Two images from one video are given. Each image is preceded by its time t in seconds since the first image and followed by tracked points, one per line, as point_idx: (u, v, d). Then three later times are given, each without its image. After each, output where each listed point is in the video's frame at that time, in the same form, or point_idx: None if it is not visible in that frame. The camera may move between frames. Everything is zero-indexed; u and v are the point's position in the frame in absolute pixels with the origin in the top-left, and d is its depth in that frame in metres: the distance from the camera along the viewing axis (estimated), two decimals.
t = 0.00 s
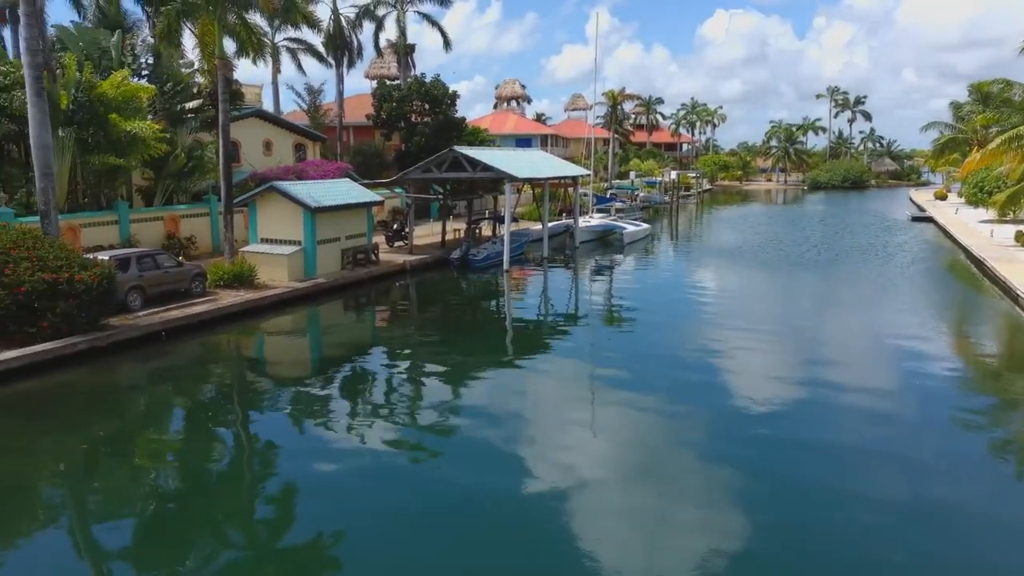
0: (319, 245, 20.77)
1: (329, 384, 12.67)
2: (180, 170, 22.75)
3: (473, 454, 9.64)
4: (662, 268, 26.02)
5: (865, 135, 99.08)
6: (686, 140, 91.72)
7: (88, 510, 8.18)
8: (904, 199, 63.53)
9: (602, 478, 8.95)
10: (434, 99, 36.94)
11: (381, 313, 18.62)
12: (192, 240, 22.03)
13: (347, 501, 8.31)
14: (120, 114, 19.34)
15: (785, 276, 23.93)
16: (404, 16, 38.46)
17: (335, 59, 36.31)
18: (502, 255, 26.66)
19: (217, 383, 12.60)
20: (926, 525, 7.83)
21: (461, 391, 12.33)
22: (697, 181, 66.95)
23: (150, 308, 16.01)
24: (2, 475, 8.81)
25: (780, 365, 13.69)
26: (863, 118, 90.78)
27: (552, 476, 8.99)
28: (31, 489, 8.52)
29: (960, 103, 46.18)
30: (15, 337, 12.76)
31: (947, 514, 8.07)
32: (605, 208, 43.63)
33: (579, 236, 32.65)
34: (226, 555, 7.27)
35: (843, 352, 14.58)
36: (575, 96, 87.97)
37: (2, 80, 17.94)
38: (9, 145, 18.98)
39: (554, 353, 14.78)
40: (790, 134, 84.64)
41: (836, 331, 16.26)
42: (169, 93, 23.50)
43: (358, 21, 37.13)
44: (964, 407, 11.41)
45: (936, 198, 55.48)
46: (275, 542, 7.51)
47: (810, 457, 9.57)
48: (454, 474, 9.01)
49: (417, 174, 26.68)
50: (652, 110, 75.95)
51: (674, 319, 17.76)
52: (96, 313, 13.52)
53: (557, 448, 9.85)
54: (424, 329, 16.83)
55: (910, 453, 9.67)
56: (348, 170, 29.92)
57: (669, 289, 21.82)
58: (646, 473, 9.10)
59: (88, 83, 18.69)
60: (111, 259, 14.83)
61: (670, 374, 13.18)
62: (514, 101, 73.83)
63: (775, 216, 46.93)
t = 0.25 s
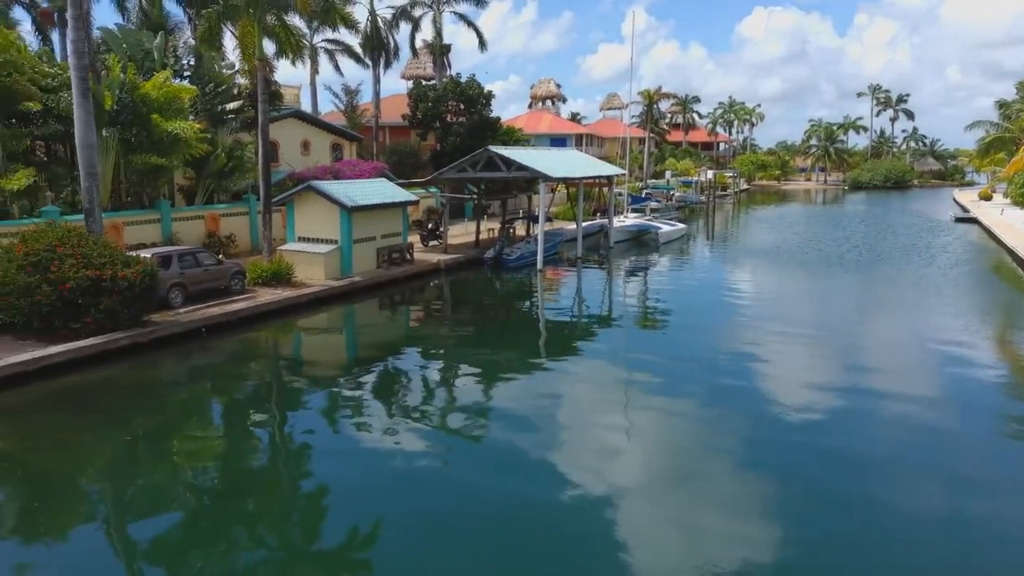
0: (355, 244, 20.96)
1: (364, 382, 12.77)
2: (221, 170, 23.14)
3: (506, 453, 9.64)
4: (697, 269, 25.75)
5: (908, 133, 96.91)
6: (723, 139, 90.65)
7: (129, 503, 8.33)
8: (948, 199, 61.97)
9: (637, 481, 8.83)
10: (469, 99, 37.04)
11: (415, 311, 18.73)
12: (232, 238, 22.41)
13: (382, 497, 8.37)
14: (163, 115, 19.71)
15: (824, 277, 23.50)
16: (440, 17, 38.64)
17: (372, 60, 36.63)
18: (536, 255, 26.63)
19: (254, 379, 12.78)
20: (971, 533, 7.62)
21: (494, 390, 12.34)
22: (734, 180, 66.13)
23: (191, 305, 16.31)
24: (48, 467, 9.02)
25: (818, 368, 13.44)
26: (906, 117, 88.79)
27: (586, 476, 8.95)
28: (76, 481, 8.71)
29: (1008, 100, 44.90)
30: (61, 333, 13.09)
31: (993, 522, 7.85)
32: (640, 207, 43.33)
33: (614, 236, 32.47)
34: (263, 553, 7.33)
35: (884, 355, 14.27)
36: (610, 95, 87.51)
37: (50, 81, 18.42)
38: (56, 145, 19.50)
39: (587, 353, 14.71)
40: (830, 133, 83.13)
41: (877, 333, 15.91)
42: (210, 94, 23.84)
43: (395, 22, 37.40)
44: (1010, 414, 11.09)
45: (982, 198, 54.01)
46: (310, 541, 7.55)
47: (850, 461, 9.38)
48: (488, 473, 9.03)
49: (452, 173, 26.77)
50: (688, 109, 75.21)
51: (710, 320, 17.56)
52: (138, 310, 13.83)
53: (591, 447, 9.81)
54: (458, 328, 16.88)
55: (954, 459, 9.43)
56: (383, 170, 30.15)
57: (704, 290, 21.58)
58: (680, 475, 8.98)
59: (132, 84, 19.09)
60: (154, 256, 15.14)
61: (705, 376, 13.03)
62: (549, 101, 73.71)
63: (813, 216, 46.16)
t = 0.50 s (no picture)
0: (389, 243, 21.13)
1: (397, 379, 12.88)
2: (257, 169, 23.49)
3: (538, 452, 9.66)
4: (732, 269, 25.48)
5: (950, 132, 94.74)
6: (759, 137, 89.47)
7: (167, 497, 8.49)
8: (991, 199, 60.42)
9: (668, 483, 8.77)
10: (502, 98, 37.10)
11: (447, 310, 18.84)
12: (268, 236, 22.76)
13: (415, 494, 8.46)
14: (202, 115, 20.07)
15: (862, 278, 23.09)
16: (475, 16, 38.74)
17: (407, 60, 36.88)
18: (568, 255, 26.58)
19: (289, 376, 12.96)
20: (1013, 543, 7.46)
21: (526, 389, 12.36)
22: (770, 180, 65.25)
23: (228, 302, 16.59)
24: (89, 460, 9.24)
25: (855, 371, 13.22)
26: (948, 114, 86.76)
27: (618, 476, 8.93)
28: (116, 474, 8.90)
29: None
30: (102, 328, 13.41)
31: None
32: (673, 207, 43.00)
33: (647, 236, 32.27)
34: (297, 549, 7.43)
35: (923, 359, 13.99)
36: (644, 94, 86.89)
37: (93, 82, 18.86)
38: (98, 144, 19.97)
39: (619, 353, 14.65)
40: (869, 131, 81.57)
41: (916, 336, 15.59)
42: (248, 95, 24.22)
43: (429, 22, 37.60)
44: None
45: None
46: (343, 538, 7.64)
47: (886, 467, 9.23)
48: (519, 473, 9.04)
49: (485, 173, 26.83)
50: (724, 107, 74.36)
51: (744, 320, 17.37)
52: (176, 307, 14.11)
53: (623, 447, 9.78)
54: (490, 327, 16.93)
55: (994, 468, 9.23)
56: (417, 170, 30.34)
57: (738, 290, 21.35)
58: (713, 479, 8.89)
59: (172, 85, 19.47)
60: (192, 254, 15.43)
61: (739, 377, 12.90)
62: (582, 100, 73.46)
63: (851, 216, 45.39)
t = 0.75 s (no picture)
0: (413, 242, 21.23)
1: (420, 376, 12.95)
2: (284, 169, 23.74)
3: (561, 447, 9.66)
4: (757, 270, 25.27)
5: (982, 131, 92.99)
6: (785, 137, 88.51)
7: (194, 490, 8.61)
8: None
9: (692, 481, 8.70)
10: (527, 98, 37.09)
11: (471, 309, 18.89)
12: (294, 235, 22.99)
13: (438, 486, 8.52)
14: (229, 115, 20.32)
15: (890, 279, 22.79)
16: (499, 16, 38.80)
17: (431, 60, 37.04)
18: (591, 254, 26.52)
19: (314, 373, 13.08)
20: None
21: (549, 387, 12.36)
22: (797, 179, 64.56)
23: (254, 300, 16.79)
24: (118, 454, 9.39)
25: (882, 373, 13.06)
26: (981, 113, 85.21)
27: (641, 473, 8.90)
28: (144, 469, 9.04)
29: None
30: (131, 325, 13.63)
31: None
32: (698, 207, 42.73)
33: (671, 236, 32.09)
34: (320, 541, 7.48)
35: (953, 361, 13.77)
36: (669, 93, 86.32)
37: (123, 83, 19.18)
38: (128, 144, 20.31)
39: (642, 353, 14.61)
40: (898, 131, 80.38)
41: (946, 338, 15.35)
42: (275, 95, 24.49)
43: (454, 22, 37.72)
44: None
45: None
46: (365, 530, 7.68)
47: (915, 470, 9.11)
48: (541, 469, 9.03)
49: (509, 172, 26.84)
50: (750, 106, 73.69)
51: (769, 321, 17.21)
52: (204, 304, 14.31)
53: (646, 444, 9.75)
54: (513, 326, 16.96)
55: None
56: (441, 169, 30.45)
57: (764, 291, 21.17)
58: (737, 477, 8.80)
59: (200, 85, 19.74)
60: (220, 253, 15.64)
61: (764, 377, 12.80)
62: (607, 99, 73.21)
63: (880, 216, 44.80)
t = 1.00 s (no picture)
0: (438, 241, 21.34)
1: (444, 375, 13.04)
2: (311, 169, 23.99)
3: (583, 448, 9.68)
4: (784, 270, 25.03)
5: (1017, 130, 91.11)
6: (814, 136, 87.43)
7: (221, 486, 8.75)
8: None
9: (715, 484, 8.66)
10: (552, 98, 37.07)
11: (495, 308, 18.95)
12: (320, 235, 23.22)
13: (461, 486, 8.59)
14: (258, 116, 20.60)
15: (920, 280, 22.44)
16: (525, 16, 38.82)
17: (457, 60, 37.18)
18: (616, 254, 26.46)
19: (339, 371, 13.22)
20: None
21: (572, 387, 12.36)
22: (825, 179, 63.77)
23: (282, 298, 17.01)
24: (148, 449, 9.59)
25: (911, 376, 12.89)
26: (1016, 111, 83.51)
27: (664, 475, 8.88)
28: (173, 464, 9.22)
29: None
30: (161, 323, 13.88)
31: None
32: (725, 206, 42.41)
33: (697, 236, 31.90)
34: (345, 538, 7.57)
35: (985, 365, 13.54)
36: (696, 91, 85.68)
37: (154, 83, 19.52)
38: (158, 144, 20.67)
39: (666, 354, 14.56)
40: (930, 130, 79.04)
41: (978, 341, 15.10)
42: (302, 95, 24.75)
43: (480, 22, 37.82)
44: None
45: None
46: (389, 528, 7.76)
47: (944, 475, 8.98)
48: (564, 469, 9.05)
49: (534, 172, 26.86)
50: (778, 105, 72.90)
51: (796, 322, 17.06)
52: (232, 303, 14.53)
53: (669, 446, 9.73)
54: (537, 325, 16.99)
55: None
56: (466, 169, 30.56)
57: (791, 292, 20.98)
58: (761, 480, 8.75)
59: (229, 86, 20.03)
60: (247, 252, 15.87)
61: (789, 379, 12.70)
62: (633, 98, 72.87)
63: (911, 216, 44.13)
